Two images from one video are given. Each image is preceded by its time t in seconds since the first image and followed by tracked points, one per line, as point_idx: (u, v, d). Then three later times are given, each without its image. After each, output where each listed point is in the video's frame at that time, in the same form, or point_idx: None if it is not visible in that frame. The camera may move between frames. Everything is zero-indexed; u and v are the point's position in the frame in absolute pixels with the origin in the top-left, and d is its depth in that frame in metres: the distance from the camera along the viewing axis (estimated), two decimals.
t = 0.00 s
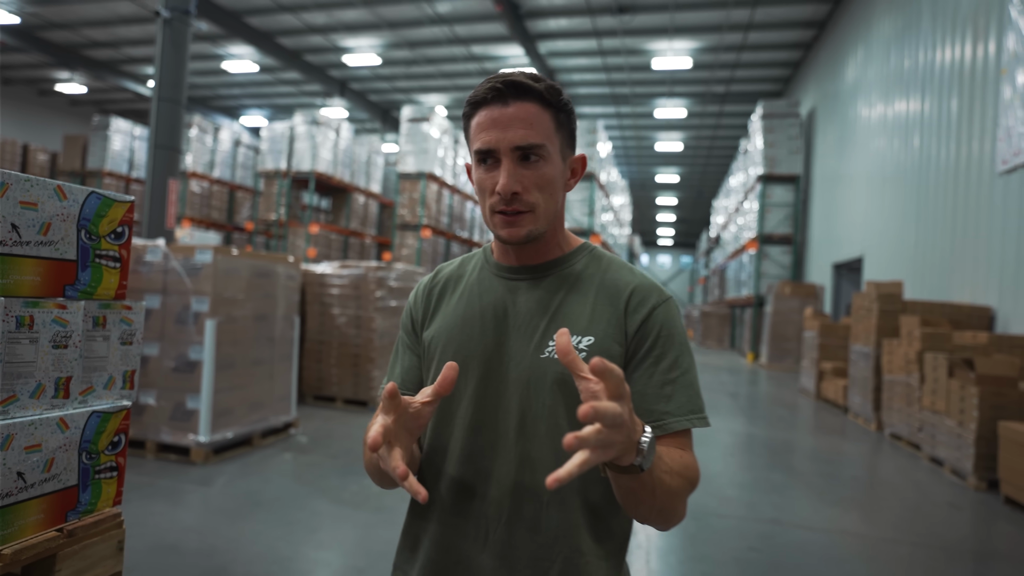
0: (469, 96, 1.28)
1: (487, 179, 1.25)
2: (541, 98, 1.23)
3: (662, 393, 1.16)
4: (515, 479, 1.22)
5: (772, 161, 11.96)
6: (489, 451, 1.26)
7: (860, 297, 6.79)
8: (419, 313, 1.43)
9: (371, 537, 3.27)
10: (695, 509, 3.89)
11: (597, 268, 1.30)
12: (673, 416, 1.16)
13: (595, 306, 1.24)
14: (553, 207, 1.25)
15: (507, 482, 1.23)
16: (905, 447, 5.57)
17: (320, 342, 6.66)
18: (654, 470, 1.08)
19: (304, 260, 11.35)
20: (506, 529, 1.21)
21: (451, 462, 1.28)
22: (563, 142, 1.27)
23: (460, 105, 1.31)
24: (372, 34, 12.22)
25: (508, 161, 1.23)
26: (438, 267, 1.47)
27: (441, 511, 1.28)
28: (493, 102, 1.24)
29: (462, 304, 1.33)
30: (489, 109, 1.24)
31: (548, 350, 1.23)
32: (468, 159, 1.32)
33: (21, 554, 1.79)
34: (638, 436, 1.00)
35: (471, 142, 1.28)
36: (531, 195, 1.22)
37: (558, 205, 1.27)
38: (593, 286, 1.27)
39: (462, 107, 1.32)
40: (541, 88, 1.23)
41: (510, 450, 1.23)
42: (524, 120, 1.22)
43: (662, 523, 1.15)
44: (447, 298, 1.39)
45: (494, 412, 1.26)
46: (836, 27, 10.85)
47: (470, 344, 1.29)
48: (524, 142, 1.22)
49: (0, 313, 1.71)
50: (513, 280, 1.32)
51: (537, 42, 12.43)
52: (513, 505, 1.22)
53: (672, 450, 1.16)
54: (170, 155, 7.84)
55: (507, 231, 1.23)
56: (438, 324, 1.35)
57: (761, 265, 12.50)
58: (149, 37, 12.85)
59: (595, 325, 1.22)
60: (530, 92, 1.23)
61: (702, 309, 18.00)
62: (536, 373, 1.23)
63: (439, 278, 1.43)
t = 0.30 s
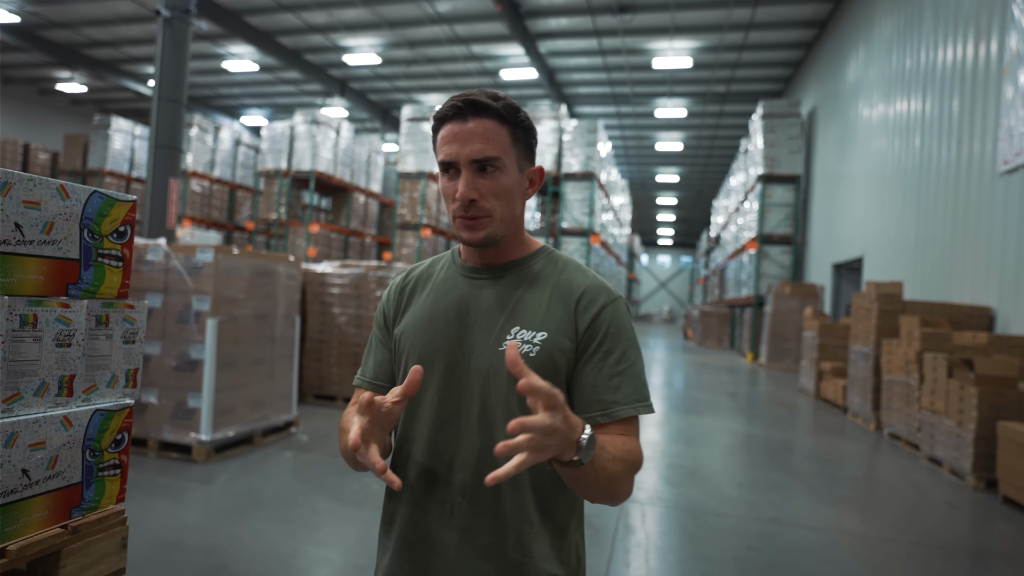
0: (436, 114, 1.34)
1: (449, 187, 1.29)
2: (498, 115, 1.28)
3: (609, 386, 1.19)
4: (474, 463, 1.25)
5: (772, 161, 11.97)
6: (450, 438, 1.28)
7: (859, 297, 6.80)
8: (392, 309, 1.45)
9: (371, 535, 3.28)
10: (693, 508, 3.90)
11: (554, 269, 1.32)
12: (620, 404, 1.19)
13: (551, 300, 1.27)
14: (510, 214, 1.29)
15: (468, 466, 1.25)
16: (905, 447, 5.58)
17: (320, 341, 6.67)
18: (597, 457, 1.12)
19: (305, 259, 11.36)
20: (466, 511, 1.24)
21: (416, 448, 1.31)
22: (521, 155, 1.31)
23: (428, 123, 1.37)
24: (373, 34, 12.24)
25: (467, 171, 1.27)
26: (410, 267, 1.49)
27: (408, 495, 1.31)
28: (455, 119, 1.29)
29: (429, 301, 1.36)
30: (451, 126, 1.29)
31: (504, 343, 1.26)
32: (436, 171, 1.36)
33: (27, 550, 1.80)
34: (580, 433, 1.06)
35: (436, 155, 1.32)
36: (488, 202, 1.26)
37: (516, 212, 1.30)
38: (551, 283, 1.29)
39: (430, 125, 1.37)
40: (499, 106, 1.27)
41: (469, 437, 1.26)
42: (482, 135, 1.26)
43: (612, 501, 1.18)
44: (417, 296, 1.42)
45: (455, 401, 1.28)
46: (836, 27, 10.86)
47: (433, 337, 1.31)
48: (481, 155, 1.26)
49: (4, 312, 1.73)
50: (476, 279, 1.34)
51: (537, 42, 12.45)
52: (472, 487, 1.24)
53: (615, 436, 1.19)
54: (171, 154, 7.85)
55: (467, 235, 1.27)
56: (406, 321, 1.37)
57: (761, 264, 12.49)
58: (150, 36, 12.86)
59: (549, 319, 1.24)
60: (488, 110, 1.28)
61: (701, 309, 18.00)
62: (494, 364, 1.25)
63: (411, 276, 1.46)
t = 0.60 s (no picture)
0: (430, 111, 1.36)
1: (447, 181, 1.31)
2: (493, 116, 1.32)
3: (589, 367, 1.20)
4: (459, 438, 1.28)
5: (776, 155, 11.92)
6: (438, 415, 1.32)
7: (863, 291, 6.79)
8: (388, 302, 1.51)
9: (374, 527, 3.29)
10: (695, 501, 3.92)
11: (535, 260, 1.34)
12: (598, 385, 1.19)
13: (532, 288, 1.29)
14: (503, 208, 1.34)
15: (453, 441, 1.29)
16: (907, 441, 5.58)
17: (323, 333, 6.68)
18: (587, 428, 1.09)
19: (307, 251, 11.35)
20: (451, 483, 1.27)
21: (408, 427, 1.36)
22: (512, 154, 1.36)
23: (421, 119, 1.39)
24: (375, 25, 12.18)
25: (466, 167, 1.30)
26: (406, 265, 1.54)
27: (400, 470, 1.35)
28: (452, 118, 1.32)
29: (418, 295, 1.40)
30: (449, 124, 1.32)
31: (483, 332, 1.28)
32: (429, 165, 1.39)
33: (35, 538, 1.81)
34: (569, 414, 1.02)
35: (432, 151, 1.35)
36: (487, 196, 1.30)
37: (507, 206, 1.36)
38: (533, 272, 1.32)
39: (423, 121, 1.39)
40: (494, 107, 1.32)
41: (452, 418, 1.30)
42: (478, 132, 1.30)
43: (601, 477, 1.17)
44: (411, 289, 1.47)
45: (442, 383, 1.32)
46: (842, 20, 10.79)
47: (421, 324, 1.36)
48: (479, 152, 1.30)
49: (11, 303, 1.73)
50: (464, 271, 1.38)
51: (541, 33, 12.40)
52: (457, 462, 1.28)
53: (607, 416, 1.17)
54: (174, 145, 7.85)
55: (466, 228, 1.30)
56: (399, 311, 1.42)
57: (764, 258, 12.46)
58: (152, 27, 12.82)
59: (527, 308, 1.27)
60: (482, 110, 1.32)
61: (704, 303, 17.98)
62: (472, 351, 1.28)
63: (405, 273, 1.51)
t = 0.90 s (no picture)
0: (441, 104, 1.36)
1: (462, 174, 1.31)
2: (504, 112, 1.34)
3: (578, 336, 1.17)
4: (459, 420, 1.29)
5: (780, 147, 11.85)
6: (439, 399, 1.33)
7: (865, 284, 6.78)
8: (390, 295, 1.52)
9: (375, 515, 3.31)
10: (695, 492, 3.94)
11: (533, 248, 1.35)
12: (568, 335, 1.17)
13: (529, 273, 1.30)
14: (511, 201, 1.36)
15: (453, 424, 1.30)
16: (907, 434, 5.59)
17: (325, 324, 6.69)
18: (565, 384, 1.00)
19: (309, 241, 11.35)
20: (453, 465, 1.28)
21: (411, 411, 1.37)
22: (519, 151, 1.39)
23: (431, 112, 1.38)
24: (378, 14, 12.10)
25: (481, 162, 1.31)
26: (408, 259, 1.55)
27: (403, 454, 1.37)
28: (468, 113, 1.33)
29: (422, 284, 1.41)
30: (463, 119, 1.32)
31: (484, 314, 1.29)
32: (438, 158, 1.38)
33: (42, 523, 1.83)
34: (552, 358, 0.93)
35: (445, 144, 1.35)
36: (498, 190, 1.32)
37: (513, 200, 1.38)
38: (532, 258, 1.32)
39: (432, 115, 1.39)
40: (505, 105, 1.35)
41: (456, 398, 1.30)
42: (493, 127, 1.32)
43: (584, 434, 1.06)
44: (412, 281, 1.48)
45: (443, 368, 1.33)
46: (848, 11, 10.70)
47: (422, 312, 1.37)
48: (494, 147, 1.31)
49: (16, 290, 1.74)
50: (465, 261, 1.38)
51: (544, 23, 12.32)
52: (457, 444, 1.28)
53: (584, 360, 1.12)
54: (176, 134, 7.83)
55: (479, 218, 1.31)
56: (402, 303, 1.43)
57: (766, 251, 12.42)
58: (153, 15, 12.77)
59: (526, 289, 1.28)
60: (495, 107, 1.34)
61: (706, 295, 17.99)
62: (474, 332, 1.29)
63: (408, 266, 1.51)
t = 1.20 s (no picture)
0: (439, 96, 1.38)
1: (454, 162, 1.33)
2: (497, 102, 1.35)
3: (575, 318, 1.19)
4: (459, 408, 1.30)
5: (782, 139, 11.81)
6: (439, 388, 1.34)
7: (866, 277, 6.78)
8: (389, 288, 1.53)
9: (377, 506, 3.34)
10: (695, 483, 3.96)
11: (531, 239, 1.36)
12: (567, 320, 1.19)
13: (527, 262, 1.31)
14: (504, 190, 1.36)
15: (453, 412, 1.31)
16: (907, 427, 5.61)
17: (327, 315, 6.71)
18: (564, 366, 1.01)
19: (310, 234, 11.35)
20: (454, 454, 1.29)
21: (411, 401, 1.38)
22: (514, 141, 1.39)
23: (430, 104, 1.41)
24: (379, 5, 12.05)
25: (471, 148, 1.32)
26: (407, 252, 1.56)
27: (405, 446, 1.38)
28: (461, 102, 1.34)
29: (422, 275, 1.42)
30: (457, 108, 1.34)
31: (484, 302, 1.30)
32: (435, 148, 1.40)
33: (46, 511, 1.85)
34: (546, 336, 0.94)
35: (440, 133, 1.36)
36: (489, 177, 1.32)
37: (507, 189, 1.38)
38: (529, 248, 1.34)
39: (431, 107, 1.41)
40: (498, 95, 1.35)
41: (457, 387, 1.31)
42: (484, 114, 1.32)
43: (582, 413, 1.08)
44: (411, 274, 1.49)
45: (443, 358, 1.34)
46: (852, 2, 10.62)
47: (423, 304, 1.38)
48: (484, 134, 1.32)
49: (18, 281, 1.75)
50: (463, 251, 1.40)
51: (546, 14, 12.26)
52: (458, 433, 1.29)
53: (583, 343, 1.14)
54: (177, 126, 7.83)
55: (468, 205, 1.32)
56: (402, 295, 1.44)
57: (768, 244, 12.40)
58: (153, 6, 12.72)
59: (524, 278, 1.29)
60: (489, 97, 1.34)
61: (707, 288, 17.99)
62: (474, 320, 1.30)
63: (407, 259, 1.52)
